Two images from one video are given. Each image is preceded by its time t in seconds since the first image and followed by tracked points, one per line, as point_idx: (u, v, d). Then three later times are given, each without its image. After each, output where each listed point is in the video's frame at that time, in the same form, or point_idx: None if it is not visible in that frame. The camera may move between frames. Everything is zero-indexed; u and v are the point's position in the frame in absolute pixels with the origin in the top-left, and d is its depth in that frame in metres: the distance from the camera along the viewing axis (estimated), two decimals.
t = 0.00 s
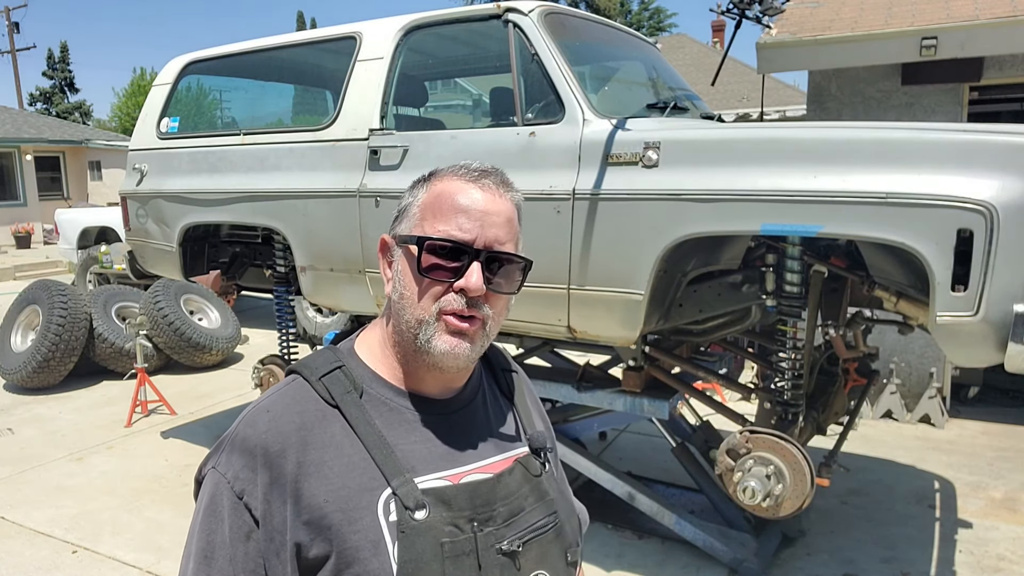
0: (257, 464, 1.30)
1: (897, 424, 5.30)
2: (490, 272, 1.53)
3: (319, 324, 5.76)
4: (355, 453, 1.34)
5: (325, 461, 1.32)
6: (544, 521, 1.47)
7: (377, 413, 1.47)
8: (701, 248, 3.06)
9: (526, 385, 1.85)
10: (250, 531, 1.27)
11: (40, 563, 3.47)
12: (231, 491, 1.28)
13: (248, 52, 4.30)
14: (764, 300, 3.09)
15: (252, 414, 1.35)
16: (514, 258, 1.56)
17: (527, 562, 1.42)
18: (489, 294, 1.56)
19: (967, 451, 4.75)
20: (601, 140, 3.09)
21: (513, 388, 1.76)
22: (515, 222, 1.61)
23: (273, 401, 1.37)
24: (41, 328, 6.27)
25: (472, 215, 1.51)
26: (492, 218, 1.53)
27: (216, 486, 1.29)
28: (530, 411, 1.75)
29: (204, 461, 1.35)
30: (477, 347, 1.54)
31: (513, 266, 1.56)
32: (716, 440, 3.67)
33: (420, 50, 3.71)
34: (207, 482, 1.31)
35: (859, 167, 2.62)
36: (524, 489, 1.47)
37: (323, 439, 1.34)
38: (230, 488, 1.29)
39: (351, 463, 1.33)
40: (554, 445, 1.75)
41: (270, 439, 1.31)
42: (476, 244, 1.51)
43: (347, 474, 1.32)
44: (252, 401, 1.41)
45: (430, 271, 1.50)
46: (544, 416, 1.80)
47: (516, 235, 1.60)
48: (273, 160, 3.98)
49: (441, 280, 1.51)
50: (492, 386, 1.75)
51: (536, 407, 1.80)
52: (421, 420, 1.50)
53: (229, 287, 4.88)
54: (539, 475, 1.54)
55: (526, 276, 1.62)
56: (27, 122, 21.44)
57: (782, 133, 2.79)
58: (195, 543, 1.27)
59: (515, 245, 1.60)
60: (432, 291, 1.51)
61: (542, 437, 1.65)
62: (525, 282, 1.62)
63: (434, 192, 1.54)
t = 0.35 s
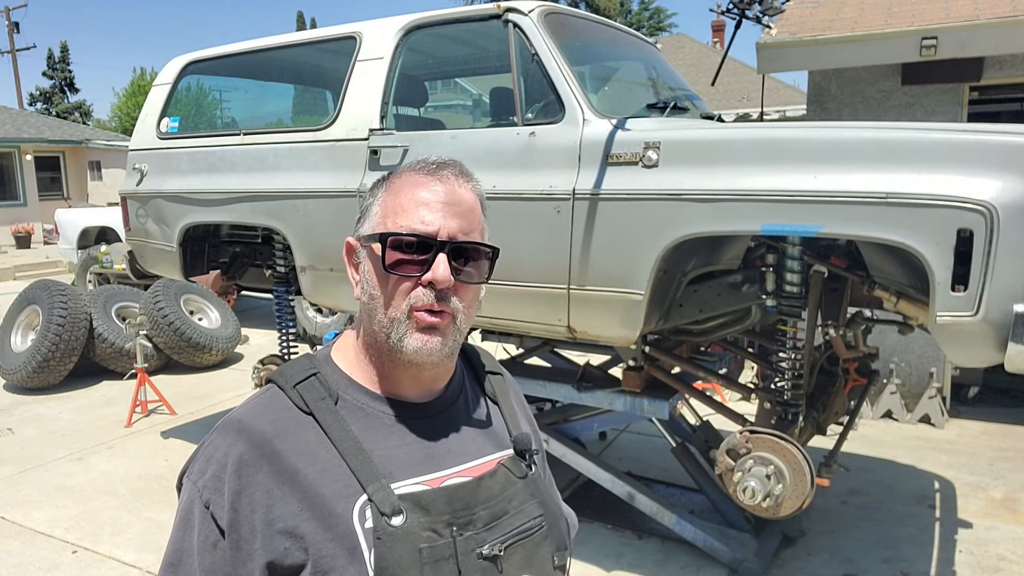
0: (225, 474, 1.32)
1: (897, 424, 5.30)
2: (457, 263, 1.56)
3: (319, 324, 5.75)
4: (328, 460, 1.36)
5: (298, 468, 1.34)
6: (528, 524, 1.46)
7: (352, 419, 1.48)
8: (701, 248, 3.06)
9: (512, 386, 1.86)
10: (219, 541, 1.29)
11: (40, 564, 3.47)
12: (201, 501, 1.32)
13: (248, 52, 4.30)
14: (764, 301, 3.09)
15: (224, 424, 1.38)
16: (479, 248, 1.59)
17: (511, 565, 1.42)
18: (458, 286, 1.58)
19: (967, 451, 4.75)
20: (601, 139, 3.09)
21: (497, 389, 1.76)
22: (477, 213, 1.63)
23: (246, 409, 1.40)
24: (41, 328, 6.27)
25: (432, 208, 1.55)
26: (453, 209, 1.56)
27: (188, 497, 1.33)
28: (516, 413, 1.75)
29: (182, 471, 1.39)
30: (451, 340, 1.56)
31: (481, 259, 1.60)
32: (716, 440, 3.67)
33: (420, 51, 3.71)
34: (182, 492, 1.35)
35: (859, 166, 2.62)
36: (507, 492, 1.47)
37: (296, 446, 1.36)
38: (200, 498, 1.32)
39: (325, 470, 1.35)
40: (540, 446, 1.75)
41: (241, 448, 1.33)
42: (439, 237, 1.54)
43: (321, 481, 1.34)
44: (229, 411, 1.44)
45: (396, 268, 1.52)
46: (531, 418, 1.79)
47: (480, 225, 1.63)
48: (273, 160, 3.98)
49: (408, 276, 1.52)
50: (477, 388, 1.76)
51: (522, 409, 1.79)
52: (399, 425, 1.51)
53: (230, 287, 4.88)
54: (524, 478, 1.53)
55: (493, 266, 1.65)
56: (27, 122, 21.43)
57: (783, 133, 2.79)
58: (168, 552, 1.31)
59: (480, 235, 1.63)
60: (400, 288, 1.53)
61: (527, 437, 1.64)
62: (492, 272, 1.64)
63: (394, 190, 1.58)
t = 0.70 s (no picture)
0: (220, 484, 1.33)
1: (897, 424, 5.30)
2: (442, 269, 1.55)
3: (319, 324, 5.75)
4: (325, 467, 1.36)
5: (294, 476, 1.34)
6: (525, 526, 1.47)
7: (348, 425, 1.48)
8: (701, 248, 3.06)
9: (507, 386, 1.86)
10: (215, 551, 1.30)
11: (40, 563, 3.47)
12: (196, 511, 1.33)
13: (248, 52, 4.30)
14: (764, 300, 3.09)
15: (218, 434, 1.39)
16: (462, 250, 1.58)
17: (509, 568, 1.43)
18: (445, 291, 1.57)
19: (967, 451, 4.75)
20: (601, 140, 3.09)
21: (493, 390, 1.76)
22: (457, 212, 1.61)
23: (240, 418, 1.40)
24: (41, 328, 6.27)
25: (412, 216, 1.53)
26: (432, 215, 1.54)
27: (183, 506, 1.33)
28: (512, 414, 1.75)
29: (178, 482, 1.39)
30: (442, 347, 1.56)
31: (464, 260, 1.60)
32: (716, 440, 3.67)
33: (420, 51, 3.72)
34: (177, 502, 1.36)
35: (859, 166, 2.62)
36: (505, 494, 1.47)
37: (292, 454, 1.36)
38: (195, 509, 1.33)
39: (322, 477, 1.35)
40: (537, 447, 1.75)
41: (236, 457, 1.34)
42: (421, 246, 1.52)
43: (318, 488, 1.34)
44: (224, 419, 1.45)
45: (381, 280, 1.51)
46: (526, 418, 1.80)
47: (461, 224, 1.61)
48: (273, 160, 3.98)
49: (393, 288, 1.51)
50: (472, 390, 1.76)
51: (517, 409, 1.80)
52: (395, 429, 1.51)
53: (230, 287, 4.88)
54: (520, 480, 1.54)
55: (478, 265, 1.64)
56: (27, 122, 21.43)
57: (783, 133, 2.79)
58: (165, 562, 1.32)
59: (462, 235, 1.61)
60: (387, 300, 1.53)
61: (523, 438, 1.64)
62: (477, 271, 1.63)
63: (371, 199, 1.55)
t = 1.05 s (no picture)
0: (214, 492, 1.35)
1: (897, 424, 5.30)
2: (432, 275, 1.55)
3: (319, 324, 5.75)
4: (316, 475, 1.36)
5: (286, 483, 1.35)
6: (519, 538, 1.46)
7: (341, 433, 1.49)
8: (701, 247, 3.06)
9: (509, 391, 1.85)
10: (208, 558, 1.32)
11: (40, 563, 3.47)
12: (193, 517, 1.36)
13: (248, 52, 4.30)
14: (763, 300, 3.09)
15: (216, 440, 1.41)
16: (453, 255, 1.58)
17: None
18: (436, 296, 1.57)
19: (967, 451, 4.75)
20: (601, 139, 3.09)
21: (494, 395, 1.75)
22: (448, 217, 1.62)
23: (236, 425, 1.42)
24: (41, 328, 6.27)
25: (401, 221, 1.53)
26: (422, 220, 1.55)
27: (182, 513, 1.37)
28: (513, 420, 1.75)
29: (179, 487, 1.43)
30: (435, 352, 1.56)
31: (456, 265, 1.60)
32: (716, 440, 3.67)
33: (420, 51, 3.72)
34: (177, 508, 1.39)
35: (859, 165, 2.63)
36: (498, 505, 1.46)
37: (283, 461, 1.37)
38: (191, 516, 1.35)
39: (312, 486, 1.35)
40: (536, 455, 1.74)
41: (230, 466, 1.36)
42: (410, 251, 1.53)
43: (308, 496, 1.35)
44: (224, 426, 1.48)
45: (371, 286, 1.52)
46: (528, 425, 1.79)
47: (452, 228, 1.61)
48: (273, 160, 3.98)
49: (383, 295, 1.52)
50: (473, 394, 1.75)
51: (519, 415, 1.79)
52: (389, 436, 1.51)
53: (230, 287, 4.88)
54: (517, 491, 1.52)
55: (471, 270, 1.64)
56: (26, 122, 21.42)
57: (784, 133, 2.79)
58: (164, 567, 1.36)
59: (453, 239, 1.61)
60: (378, 307, 1.53)
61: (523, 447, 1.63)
62: (470, 276, 1.63)
63: (360, 207, 1.56)
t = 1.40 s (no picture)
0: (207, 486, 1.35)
1: (897, 424, 5.30)
2: (420, 271, 1.56)
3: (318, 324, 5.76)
4: (308, 471, 1.38)
5: (277, 479, 1.36)
6: (513, 536, 1.43)
7: (334, 429, 1.49)
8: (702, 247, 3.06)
9: (510, 389, 1.85)
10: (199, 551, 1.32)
11: (40, 563, 3.47)
12: (185, 511, 1.35)
13: (247, 52, 4.30)
14: (764, 301, 3.09)
15: (209, 435, 1.42)
16: (441, 251, 1.59)
17: None
18: (425, 292, 1.58)
19: (967, 451, 4.75)
20: (601, 140, 3.09)
21: (492, 393, 1.74)
22: (437, 213, 1.62)
23: (231, 421, 1.43)
24: (41, 328, 6.27)
25: (388, 219, 1.54)
26: (409, 217, 1.56)
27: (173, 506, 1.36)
28: (512, 417, 1.74)
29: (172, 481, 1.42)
30: (425, 347, 1.57)
31: (445, 261, 1.61)
32: (716, 440, 3.67)
33: (420, 51, 3.72)
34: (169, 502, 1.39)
35: (859, 166, 2.63)
36: (491, 502, 1.44)
37: (276, 456, 1.38)
38: (183, 509, 1.35)
39: (303, 482, 1.37)
40: (535, 452, 1.73)
41: (223, 459, 1.36)
42: (396, 248, 1.54)
43: (300, 492, 1.36)
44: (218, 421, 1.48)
45: (358, 283, 1.53)
46: (529, 423, 1.78)
47: (441, 225, 1.62)
48: (273, 160, 3.98)
49: (372, 292, 1.53)
50: (472, 393, 1.75)
51: (520, 412, 1.79)
52: (381, 433, 1.52)
53: (230, 287, 4.87)
54: (513, 489, 1.50)
55: (460, 266, 1.65)
56: (26, 122, 21.42)
57: (784, 133, 2.79)
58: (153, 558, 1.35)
59: (442, 235, 1.62)
60: (366, 304, 1.54)
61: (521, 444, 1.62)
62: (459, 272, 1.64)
63: (347, 205, 1.58)
